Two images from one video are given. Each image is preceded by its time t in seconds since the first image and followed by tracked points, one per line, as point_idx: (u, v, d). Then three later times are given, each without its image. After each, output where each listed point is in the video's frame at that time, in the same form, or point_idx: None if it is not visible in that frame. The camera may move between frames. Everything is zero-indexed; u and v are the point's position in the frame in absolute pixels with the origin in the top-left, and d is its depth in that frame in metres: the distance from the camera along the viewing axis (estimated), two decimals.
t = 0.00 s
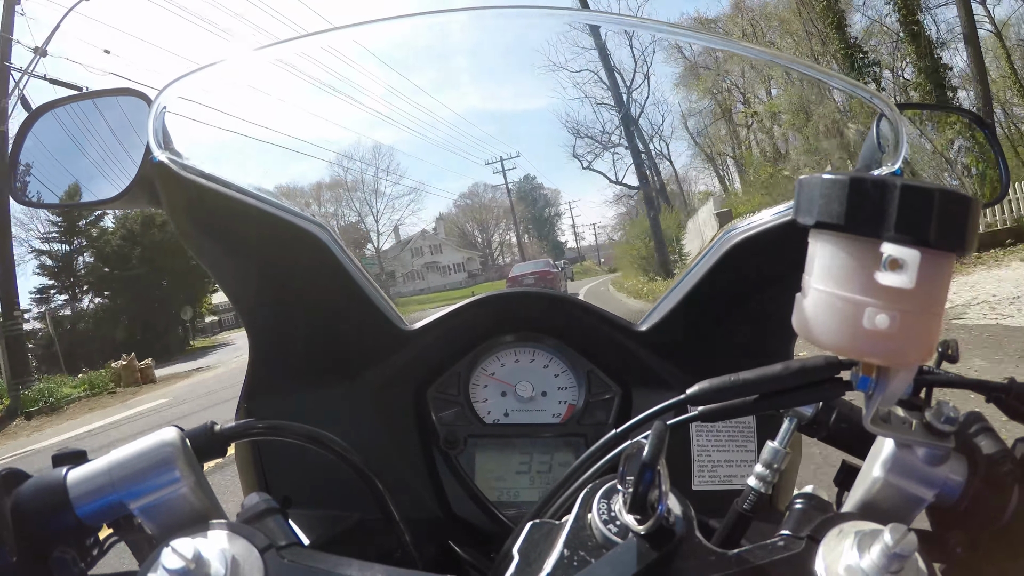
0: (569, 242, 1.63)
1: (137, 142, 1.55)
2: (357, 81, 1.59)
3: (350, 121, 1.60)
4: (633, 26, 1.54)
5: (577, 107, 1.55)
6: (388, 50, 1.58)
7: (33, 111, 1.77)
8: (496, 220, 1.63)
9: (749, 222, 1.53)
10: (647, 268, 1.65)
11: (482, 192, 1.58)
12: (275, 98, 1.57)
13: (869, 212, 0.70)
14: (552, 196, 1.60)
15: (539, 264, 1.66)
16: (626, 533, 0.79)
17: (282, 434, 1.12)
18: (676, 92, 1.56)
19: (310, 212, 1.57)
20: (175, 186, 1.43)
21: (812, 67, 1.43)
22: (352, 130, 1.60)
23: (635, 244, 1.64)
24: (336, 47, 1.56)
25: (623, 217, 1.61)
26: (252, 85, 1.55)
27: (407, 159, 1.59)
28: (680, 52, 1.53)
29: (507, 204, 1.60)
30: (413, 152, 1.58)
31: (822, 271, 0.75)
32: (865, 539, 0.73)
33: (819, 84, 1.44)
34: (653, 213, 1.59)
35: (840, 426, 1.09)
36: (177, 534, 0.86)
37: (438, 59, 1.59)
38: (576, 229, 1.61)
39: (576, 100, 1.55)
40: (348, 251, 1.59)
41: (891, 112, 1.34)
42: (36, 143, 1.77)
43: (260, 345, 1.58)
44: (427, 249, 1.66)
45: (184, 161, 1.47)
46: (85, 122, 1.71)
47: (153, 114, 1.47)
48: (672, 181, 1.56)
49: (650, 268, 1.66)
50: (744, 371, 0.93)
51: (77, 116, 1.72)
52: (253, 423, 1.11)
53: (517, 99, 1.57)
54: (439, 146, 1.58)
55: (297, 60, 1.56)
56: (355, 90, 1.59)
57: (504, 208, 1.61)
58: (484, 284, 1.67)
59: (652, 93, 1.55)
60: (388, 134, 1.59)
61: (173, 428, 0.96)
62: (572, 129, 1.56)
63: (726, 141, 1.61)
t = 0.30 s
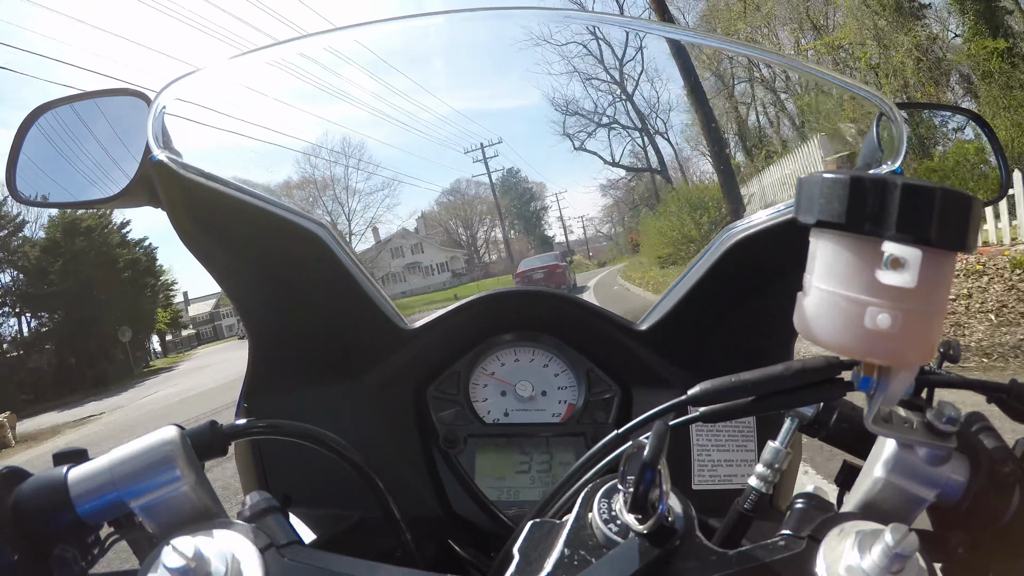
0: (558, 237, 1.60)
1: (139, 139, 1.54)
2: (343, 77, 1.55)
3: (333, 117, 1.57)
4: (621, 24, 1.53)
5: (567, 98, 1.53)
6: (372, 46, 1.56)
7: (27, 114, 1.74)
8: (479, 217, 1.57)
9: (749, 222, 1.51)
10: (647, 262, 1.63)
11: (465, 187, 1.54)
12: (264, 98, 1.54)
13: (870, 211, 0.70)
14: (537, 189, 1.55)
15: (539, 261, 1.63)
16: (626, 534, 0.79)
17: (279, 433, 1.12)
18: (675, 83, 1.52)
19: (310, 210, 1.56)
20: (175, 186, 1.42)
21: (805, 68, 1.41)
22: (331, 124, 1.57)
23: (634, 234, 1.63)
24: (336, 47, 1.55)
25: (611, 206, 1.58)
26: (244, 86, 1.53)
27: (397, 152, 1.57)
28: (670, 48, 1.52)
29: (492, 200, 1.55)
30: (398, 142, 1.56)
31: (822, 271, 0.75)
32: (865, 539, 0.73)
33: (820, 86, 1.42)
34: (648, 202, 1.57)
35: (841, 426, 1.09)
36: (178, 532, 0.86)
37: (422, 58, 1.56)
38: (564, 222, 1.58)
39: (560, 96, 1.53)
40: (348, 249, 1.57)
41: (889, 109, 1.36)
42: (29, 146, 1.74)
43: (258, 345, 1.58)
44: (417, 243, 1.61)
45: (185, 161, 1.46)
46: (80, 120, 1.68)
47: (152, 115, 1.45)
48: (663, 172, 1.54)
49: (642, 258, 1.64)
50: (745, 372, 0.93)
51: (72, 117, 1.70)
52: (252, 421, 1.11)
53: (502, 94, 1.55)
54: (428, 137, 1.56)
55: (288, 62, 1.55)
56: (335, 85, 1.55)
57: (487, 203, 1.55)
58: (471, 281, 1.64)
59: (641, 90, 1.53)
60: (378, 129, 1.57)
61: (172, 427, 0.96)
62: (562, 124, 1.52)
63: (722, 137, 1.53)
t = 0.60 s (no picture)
0: (534, 235, 1.52)
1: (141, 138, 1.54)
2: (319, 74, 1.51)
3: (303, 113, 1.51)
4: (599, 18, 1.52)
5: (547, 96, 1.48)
6: (343, 41, 1.52)
7: (28, 113, 1.75)
8: (451, 219, 1.51)
9: (752, 219, 1.50)
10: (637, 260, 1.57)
11: (435, 187, 1.48)
12: (240, 95, 1.49)
13: (873, 212, 0.70)
14: (509, 186, 1.48)
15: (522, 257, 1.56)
16: (628, 535, 0.79)
17: (280, 433, 1.12)
18: (658, 69, 1.50)
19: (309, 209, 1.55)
20: (176, 185, 1.43)
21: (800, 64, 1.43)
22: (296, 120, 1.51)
23: (616, 227, 1.54)
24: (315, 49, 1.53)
25: (585, 200, 1.49)
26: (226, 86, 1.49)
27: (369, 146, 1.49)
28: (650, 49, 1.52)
29: (461, 201, 1.49)
30: (363, 136, 1.50)
31: (827, 272, 0.75)
32: (868, 542, 0.73)
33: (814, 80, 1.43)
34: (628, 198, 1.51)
35: (844, 429, 1.09)
36: (180, 531, 0.87)
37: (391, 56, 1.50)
38: (538, 219, 1.50)
39: (534, 92, 1.48)
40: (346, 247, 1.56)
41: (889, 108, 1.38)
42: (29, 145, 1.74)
43: (258, 346, 1.58)
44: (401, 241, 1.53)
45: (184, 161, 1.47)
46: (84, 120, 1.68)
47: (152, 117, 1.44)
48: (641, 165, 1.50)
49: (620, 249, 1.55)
50: (747, 374, 0.94)
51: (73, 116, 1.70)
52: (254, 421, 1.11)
53: (472, 89, 1.49)
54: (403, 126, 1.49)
55: (263, 62, 1.52)
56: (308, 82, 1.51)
57: (456, 205, 1.50)
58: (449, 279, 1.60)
59: (625, 89, 1.50)
60: (341, 124, 1.51)
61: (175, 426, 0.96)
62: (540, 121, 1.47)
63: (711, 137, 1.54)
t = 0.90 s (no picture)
0: (501, 240, 1.53)
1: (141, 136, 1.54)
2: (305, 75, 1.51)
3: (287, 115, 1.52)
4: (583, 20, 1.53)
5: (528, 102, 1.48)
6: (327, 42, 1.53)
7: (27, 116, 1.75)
8: (416, 225, 1.50)
9: (749, 223, 1.53)
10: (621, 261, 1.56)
11: (398, 192, 1.46)
12: (229, 93, 1.49)
13: (874, 212, 0.70)
14: (477, 192, 1.48)
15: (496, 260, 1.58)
16: (628, 532, 0.79)
17: (281, 429, 1.12)
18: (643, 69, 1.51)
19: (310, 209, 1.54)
20: (174, 186, 1.43)
21: (799, 64, 1.41)
22: (280, 123, 1.52)
23: (588, 233, 1.54)
24: (307, 52, 1.52)
25: (556, 206, 1.49)
26: (216, 81, 1.49)
27: (353, 148, 1.49)
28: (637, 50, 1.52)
29: (425, 206, 1.48)
30: (337, 140, 1.50)
31: (828, 272, 0.75)
32: (868, 540, 0.73)
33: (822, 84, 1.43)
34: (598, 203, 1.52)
35: (844, 427, 1.09)
36: (179, 528, 0.87)
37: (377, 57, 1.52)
38: (505, 225, 1.50)
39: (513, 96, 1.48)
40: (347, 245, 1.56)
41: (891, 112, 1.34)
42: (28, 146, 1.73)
43: (259, 344, 1.58)
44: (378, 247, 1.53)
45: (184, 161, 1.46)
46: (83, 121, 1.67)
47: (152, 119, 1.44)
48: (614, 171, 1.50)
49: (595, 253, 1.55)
50: (748, 372, 0.93)
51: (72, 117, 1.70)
52: (254, 418, 1.11)
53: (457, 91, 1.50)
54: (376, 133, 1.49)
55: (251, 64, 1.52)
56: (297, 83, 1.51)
57: (419, 209, 1.48)
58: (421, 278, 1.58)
59: (601, 92, 1.50)
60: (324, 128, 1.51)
61: (174, 423, 0.96)
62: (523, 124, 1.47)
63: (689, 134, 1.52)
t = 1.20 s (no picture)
0: (473, 241, 1.57)
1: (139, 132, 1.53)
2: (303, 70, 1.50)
3: (276, 116, 1.52)
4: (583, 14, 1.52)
5: (523, 103, 1.49)
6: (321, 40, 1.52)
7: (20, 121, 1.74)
8: (383, 223, 1.53)
9: (754, 219, 1.51)
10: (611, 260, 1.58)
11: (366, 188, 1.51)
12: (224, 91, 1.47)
13: (873, 209, 0.70)
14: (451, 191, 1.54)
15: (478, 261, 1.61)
16: (626, 535, 0.79)
17: (279, 433, 1.12)
18: (636, 68, 1.51)
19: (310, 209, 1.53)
20: (176, 184, 1.39)
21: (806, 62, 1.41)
22: (275, 124, 1.52)
23: (562, 236, 1.58)
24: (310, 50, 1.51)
25: (530, 209, 1.52)
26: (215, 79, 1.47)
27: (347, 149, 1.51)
28: (633, 46, 1.51)
29: (391, 204, 1.52)
30: (322, 139, 1.52)
31: (826, 270, 0.75)
32: (865, 540, 0.73)
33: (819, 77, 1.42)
34: (574, 204, 1.54)
35: (841, 427, 1.09)
36: (178, 533, 0.87)
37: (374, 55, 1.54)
38: (477, 224, 1.54)
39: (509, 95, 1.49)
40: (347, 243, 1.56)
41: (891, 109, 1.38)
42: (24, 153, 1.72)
43: (259, 345, 1.56)
44: (365, 249, 1.56)
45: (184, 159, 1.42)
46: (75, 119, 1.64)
47: (152, 114, 1.41)
48: (594, 173, 1.51)
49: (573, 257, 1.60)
50: (745, 373, 0.94)
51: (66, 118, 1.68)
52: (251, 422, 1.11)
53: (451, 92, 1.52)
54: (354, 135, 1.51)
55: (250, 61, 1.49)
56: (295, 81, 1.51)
57: (385, 207, 1.52)
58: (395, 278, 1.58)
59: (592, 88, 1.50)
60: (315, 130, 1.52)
61: (172, 427, 0.96)
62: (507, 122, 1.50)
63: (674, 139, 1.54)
